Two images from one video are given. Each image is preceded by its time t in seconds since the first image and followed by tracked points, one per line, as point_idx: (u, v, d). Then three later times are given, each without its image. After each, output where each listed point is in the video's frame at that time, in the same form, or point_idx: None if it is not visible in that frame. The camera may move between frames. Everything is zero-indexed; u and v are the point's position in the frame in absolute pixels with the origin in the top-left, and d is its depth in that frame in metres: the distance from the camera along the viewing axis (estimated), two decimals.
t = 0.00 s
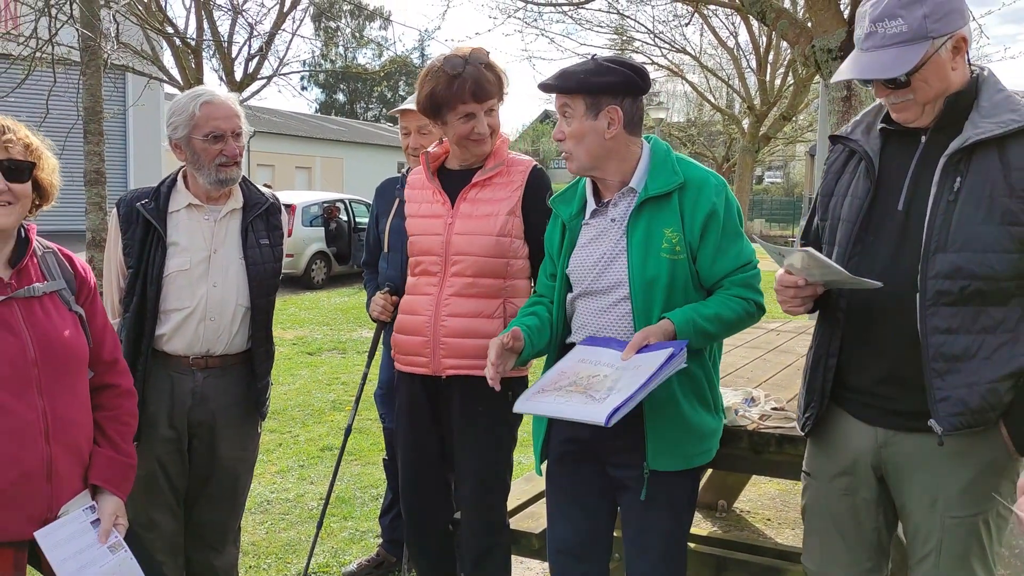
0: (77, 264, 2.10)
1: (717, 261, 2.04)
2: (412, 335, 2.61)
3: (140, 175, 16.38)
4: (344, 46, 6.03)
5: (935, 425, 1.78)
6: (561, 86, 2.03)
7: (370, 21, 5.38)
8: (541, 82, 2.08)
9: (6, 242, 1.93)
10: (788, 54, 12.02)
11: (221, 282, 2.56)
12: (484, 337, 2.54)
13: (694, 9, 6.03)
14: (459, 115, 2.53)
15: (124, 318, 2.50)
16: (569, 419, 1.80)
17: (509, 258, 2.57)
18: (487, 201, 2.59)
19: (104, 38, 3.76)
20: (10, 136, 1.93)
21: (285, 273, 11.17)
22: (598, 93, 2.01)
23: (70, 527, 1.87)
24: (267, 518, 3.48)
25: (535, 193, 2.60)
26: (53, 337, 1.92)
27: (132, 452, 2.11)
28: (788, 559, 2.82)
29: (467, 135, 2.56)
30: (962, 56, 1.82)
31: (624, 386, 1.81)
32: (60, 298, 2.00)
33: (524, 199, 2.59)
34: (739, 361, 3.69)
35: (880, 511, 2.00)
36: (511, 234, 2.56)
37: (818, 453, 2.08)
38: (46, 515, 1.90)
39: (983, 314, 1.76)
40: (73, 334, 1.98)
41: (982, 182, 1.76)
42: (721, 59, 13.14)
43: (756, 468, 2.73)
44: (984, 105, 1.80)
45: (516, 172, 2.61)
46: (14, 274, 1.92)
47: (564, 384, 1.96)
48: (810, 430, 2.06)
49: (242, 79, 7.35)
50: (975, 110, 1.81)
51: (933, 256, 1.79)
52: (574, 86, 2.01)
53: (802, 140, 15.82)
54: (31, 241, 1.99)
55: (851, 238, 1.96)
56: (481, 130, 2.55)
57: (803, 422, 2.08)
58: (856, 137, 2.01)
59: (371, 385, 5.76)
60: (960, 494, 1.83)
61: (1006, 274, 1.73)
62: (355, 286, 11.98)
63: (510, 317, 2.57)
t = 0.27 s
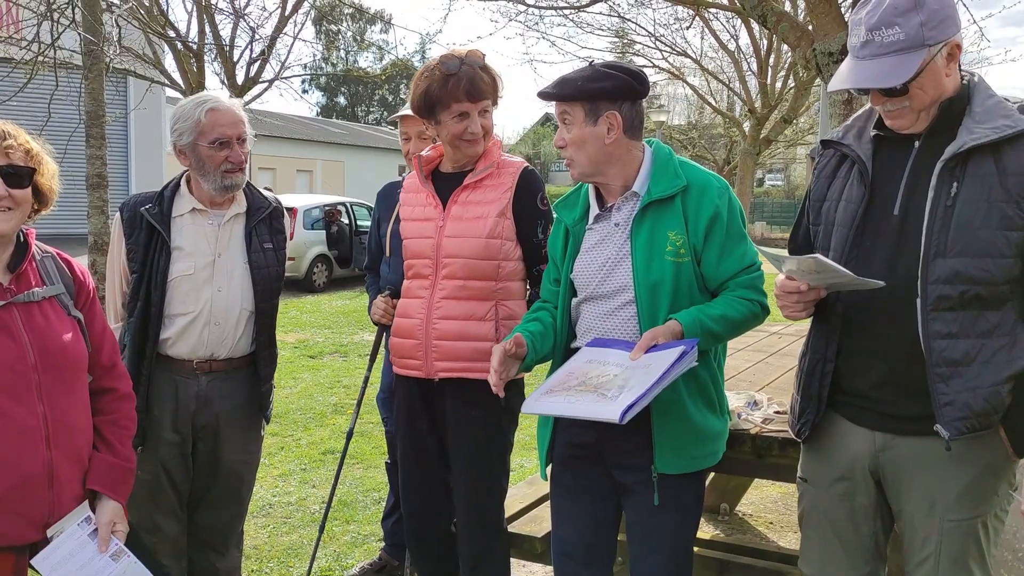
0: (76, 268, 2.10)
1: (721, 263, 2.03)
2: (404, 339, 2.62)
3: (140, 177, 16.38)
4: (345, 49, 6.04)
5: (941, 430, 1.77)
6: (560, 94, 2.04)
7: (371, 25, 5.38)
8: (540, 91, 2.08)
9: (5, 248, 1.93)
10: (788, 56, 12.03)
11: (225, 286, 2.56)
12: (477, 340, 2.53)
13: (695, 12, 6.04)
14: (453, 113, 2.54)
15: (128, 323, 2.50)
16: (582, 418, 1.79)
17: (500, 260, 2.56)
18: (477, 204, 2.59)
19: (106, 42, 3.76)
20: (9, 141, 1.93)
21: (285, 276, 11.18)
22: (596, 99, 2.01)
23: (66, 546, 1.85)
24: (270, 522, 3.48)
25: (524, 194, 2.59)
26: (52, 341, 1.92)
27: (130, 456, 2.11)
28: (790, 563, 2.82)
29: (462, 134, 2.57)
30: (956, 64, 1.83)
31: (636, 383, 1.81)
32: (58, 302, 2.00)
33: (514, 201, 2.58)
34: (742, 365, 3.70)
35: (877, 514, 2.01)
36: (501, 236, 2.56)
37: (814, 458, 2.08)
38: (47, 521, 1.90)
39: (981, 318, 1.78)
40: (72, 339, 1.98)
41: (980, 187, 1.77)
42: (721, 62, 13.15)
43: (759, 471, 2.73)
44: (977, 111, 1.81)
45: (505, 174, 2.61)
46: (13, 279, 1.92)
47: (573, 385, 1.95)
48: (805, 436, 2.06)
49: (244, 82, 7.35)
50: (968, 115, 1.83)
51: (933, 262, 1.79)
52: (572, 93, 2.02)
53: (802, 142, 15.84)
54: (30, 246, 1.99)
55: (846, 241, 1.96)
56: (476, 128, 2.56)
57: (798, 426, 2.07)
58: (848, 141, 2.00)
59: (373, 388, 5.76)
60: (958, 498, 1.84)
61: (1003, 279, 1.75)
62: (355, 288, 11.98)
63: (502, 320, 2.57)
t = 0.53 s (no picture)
0: (74, 271, 2.10)
1: (727, 267, 2.04)
2: (400, 339, 2.64)
3: (140, 180, 16.38)
4: (346, 52, 6.04)
5: (943, 434, 1.77)
6: (566, 95, 2.05)
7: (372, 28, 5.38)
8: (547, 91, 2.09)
9: (5, 251, 1.93)
10: (789, 58, 12.05)
11: (229, 289, 2.56)
12: (472, 342, 2.54)
13: (696, 14, 6.04)
14: (436, 108, 2.59)
15: (132, 326, 2.50)
16: (597, 424, 1.77)
17: (496, 262, 2.57)
18: (474, 205, 2.60)
19: (108, 45, 3.76)
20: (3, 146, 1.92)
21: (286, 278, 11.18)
22: (602, 101, 2.02)
23: (70, 547, 1.87)
24: (272, 525, 3.48)
25: (522, 196, 2.60)
26: (54, 345, 1.92)
27: (132, 458, 2.11)
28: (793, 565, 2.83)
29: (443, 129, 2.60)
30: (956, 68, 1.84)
31: (652, 388, 1.80)
32: (58, 306, 2.00)
33: (512, 203, 2.59)
34: (744, 367, 3.71)
35: (875, 517, 2.02)
36: (497, 238, 2.57)
37: (809, 462, 2.08)
38: (51, 525, 1.90)
39: (978, 322, 1.78)
40: (74, 342, 1.98)
41: (980, 191, 1.77)
42: (721, 64, 13.17)
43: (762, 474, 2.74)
44: (976, 114, 1.81)
45: (502, 176, 2.62)
46: (13, 283, 1.92)
47: (584, 390, 1.94)
48: (802, 440, 2.05)
49: (245, 86, 7.36)
50: (967, 119, 1.83)
51: (932, 267, 1.79)
52: (579, 94, 2.02)
53: (802, 145, 15.85)
54: (29, 249, 1.99)
55: (845, 245, 1.96)
56: (456, 124, 2.58)
57: (793, 428, 2.06)
58: (845, 144, 2.01)
59: (374, 390, 5.76)
60: (955, 502, 1.85)
61: (1001, 283, 1.76)
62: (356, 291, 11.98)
63: (498, 322, 2.57)
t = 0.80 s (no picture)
0: (77, 273, 2.10)
1: (731, 268, 2.04)
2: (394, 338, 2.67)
3: (142, 182, 16.39)
4: (348, 54, 6.05)
5: (938, 436, 1.77)
6: (573, 96, 2.05)
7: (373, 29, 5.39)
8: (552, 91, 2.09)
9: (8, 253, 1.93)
10: (790, 60, 12.05)
11: (231, 291, 2.56)
12: (465, 341, 2.57)
13: (697, 15, 6.04)
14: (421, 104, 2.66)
15: (134, 327, 2.50)
16: (600, 420, 1.78)
17: (489, 262, 2.60)
18: (468, 206, 2.63)
19: (110, 47, 3.76)
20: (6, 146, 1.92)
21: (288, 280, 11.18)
22: (608, 103, 2.03)
23: (81, 549, 1.87)
24: (274, 526, 3.48)
25: (517, 198, 2.63)
26: (56, 347, 1.92)
27: (136, 460, 2.11)
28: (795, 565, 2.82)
29: (426, 126, 2.66)
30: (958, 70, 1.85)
31: (656, 385, 1.81)
32: (60, 308, 2.00)
33: (505, 204, 2.62)
34: (746, 368, 3.71)
35: (871, 518, 2.01)
36: (491, 238, 2.60)
37: (806, 463, 2.08)
38: (55, 527, 1.90)
39: (977, 325, 1.78)
40: (76, 344, 1.98)
41: (980, 193, 1.77)
42: (721, 65, 13.17)
43: (764, 474, 2.74)
44: (977, 116, 1.81)
45: (497, 177, 2.65)
46: (15, 285, 1.92)
47: (587, 386, 1.94)
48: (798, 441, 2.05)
49: (247, 87, 7.36)
50: (968, 121, 1.83)
51: (930, 269, 1.79)
52: (586, 95, 2.03)
53: (804, 145, 15.85)
54: (31, 251, 1.99)
55: (845, 245, 1.96)
56: (436, 119, 2.62)
57: (789, 428, 2.06)
58: (847, 145, 2.01)
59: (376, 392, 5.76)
60: (952, 504, 1.85)
61: (1000, 286, 1.76)
62: (358, 292, 11.98)
63: (490, 322, 2.60)
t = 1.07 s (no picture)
0: (82, 274, 2.10)
1: (739, 272, 2.07)
2: (392, 343, 2.69)
3: (144, 183, 16.41)
4: (350, 55, 6.05)
5: (932, 441, 1.79)
6: (619, 105, 1.99)
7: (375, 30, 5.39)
8: (580, 99, 2.06)
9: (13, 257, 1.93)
10: (792, 59, 12.03)
11: (234, 294, 2.57)
12: (459, 346, 2.59)
13: (699, 16, 6.04)
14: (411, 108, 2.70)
15: (137, 331, 2.51)
16: (611, 417, 1.79)
17: (483, 267, 2.62)
18: (463, 212, 2.65)
19: (113, 49, 3.77)
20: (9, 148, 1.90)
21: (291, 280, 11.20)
22: (650, 110, 2.02)
23: (80, 551, 1.88)
24: (277, 527, 3.48)
25: (511, 204, 2.65)
26: (60, 350, 1.92)
27: (140, 463, 2.12)
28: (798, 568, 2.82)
29: (417, 130, 2.70)
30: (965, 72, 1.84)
31: (668, 382, 1.82)
32: (66, 311, 2.00)
33: (499, 209, 2.64)
34: (748, 369, 3.71)
35: (872, 522, 2.02)
36: (485, 244, 2.62)
37: (808, 464, 2.09)
38: (57, 531, 1.90)
39: (980, 330, 1.77)
40: (80, 347, 1.99)
41: (984, 197, 1.77)
42: (724, 65, 13.16)
43: (766, 477, 2.75)
44: (985, 119, 1.81)
45: (490, 183, 2.67)
46: (20, 289, 1.92)
47: (597, 383, 1.94)
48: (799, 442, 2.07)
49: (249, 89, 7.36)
50: (976, 124, 1.83)
51: (932, 272, 1.79)
52: (634, 104, 1.99)
53: (807, 145, 15.83)
54: (37, 255, 1.99)
55: (849, 248, 1.97)
56: (424, 122, 2.65)
57: (791, 430, 2.09)
58: (854, 148, 2.01)
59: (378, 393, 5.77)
60: (951, 510, 1.85)
61: (1005, 290, 1.75)
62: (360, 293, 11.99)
63: (485, 327, 2.61)
